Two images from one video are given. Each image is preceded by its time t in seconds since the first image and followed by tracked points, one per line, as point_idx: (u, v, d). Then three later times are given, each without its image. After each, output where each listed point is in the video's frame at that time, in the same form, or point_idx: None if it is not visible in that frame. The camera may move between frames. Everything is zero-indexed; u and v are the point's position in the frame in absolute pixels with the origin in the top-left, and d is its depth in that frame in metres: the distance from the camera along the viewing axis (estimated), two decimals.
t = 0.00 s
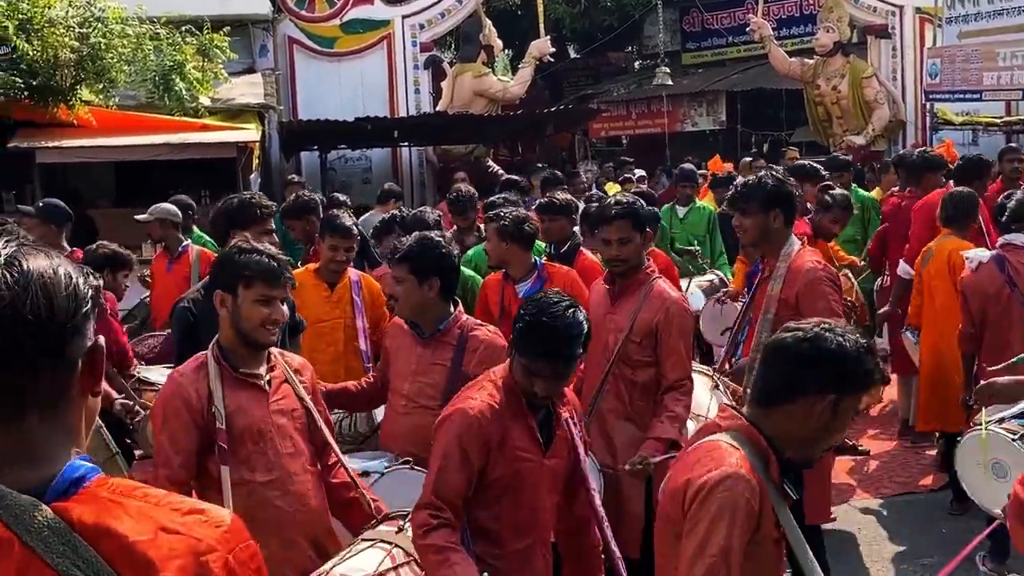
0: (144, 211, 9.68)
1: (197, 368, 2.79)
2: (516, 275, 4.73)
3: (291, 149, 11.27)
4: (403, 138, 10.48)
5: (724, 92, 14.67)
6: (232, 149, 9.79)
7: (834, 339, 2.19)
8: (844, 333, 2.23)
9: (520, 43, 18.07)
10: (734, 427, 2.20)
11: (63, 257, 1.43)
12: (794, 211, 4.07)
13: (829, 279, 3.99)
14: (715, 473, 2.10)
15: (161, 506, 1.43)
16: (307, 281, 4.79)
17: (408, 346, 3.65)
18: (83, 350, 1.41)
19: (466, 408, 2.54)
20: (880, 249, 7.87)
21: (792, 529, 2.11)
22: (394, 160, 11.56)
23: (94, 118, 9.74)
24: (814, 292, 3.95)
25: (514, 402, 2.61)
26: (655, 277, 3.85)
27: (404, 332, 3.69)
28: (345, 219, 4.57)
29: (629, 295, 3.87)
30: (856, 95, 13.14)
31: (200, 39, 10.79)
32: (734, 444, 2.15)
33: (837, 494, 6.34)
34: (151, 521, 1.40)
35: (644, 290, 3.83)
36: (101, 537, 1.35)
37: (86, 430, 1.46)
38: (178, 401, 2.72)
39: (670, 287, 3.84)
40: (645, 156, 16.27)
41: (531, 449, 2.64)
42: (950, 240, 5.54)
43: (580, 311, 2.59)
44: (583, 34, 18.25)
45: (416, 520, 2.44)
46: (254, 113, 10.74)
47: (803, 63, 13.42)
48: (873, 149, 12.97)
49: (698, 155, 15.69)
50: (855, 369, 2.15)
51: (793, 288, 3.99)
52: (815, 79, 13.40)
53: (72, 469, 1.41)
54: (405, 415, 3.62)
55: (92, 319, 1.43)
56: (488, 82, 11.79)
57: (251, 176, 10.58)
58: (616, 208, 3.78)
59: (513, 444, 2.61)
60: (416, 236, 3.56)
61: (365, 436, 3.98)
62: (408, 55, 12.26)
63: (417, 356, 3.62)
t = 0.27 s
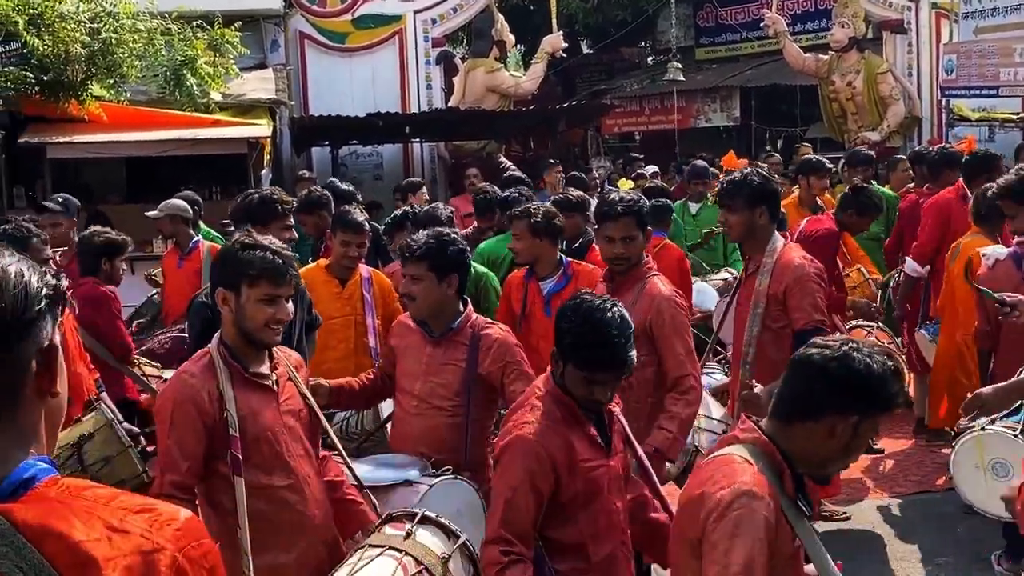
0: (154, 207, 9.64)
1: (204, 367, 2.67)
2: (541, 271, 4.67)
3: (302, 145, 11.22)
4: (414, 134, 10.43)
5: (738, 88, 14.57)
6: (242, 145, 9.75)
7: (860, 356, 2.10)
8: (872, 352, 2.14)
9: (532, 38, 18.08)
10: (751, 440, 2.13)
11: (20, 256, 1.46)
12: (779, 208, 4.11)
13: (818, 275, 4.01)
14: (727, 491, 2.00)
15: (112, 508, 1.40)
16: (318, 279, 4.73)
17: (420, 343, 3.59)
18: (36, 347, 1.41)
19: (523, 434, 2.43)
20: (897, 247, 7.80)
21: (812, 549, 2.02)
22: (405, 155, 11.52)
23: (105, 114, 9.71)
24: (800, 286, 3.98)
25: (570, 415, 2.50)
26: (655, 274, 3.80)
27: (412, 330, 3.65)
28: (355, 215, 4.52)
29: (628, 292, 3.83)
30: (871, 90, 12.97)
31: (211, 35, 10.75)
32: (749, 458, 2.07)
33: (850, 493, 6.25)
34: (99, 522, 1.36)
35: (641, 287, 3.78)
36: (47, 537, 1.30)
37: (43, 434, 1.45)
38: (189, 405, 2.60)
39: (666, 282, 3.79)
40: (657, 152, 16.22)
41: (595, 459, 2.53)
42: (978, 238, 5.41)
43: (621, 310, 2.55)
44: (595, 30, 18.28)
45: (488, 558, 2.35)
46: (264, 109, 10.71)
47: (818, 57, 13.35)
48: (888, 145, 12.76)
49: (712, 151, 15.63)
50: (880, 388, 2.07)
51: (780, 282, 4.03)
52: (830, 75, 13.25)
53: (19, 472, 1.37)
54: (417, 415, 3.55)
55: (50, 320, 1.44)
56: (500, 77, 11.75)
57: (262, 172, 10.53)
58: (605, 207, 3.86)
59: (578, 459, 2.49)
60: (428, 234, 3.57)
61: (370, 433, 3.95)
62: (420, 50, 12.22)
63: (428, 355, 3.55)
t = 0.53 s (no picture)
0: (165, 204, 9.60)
1: (221, 368, 2.55)
2: (570, 270, 4.59)
3: (313, 141, 11.18)
4: (425, 130, 10.36)
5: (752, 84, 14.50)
6: (252, 140, 9.70)
7: (873, 357, 2.03)
8: (887, 349, 2.07)
9: (545, 33, 18.02)
10: (773, 450, 2.05)
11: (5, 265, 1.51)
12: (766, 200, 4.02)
13: (812, 270, 3.92)
14: (747, 503, 1.94)
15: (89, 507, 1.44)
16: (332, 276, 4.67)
17: (421, 346, 3.53)
18: (17, 352, 1.46)
19: (592, 438, 2.36)
20: (913, 245, 7.73)
21: (828, 553, 1.94)
22: (417, 152, 11.46)
23: (116, 110, 9.70)
24: (795, 282, 3.87)
25: (637, 419, 2.44)
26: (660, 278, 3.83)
27: (407, 332, 3.58)
28: (369, 213, 4.45)
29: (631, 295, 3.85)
30: (886, 86, 12.94)
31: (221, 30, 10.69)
32: (769, 467, 2.00)
33: (865, 494, 6.18)
34: (70, 524, 1.39)
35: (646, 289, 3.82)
36: (17, 532, 1.35)
37: (27, 437, 1.49)
38: (213, 410, 2.48)
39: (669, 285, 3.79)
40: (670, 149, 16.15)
41: (658, 465, 2.49)
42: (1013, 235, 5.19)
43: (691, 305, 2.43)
44: (608, 26, 18.25)
45: (565, 566, 2.26)
46: (275, 105, 10.64)
47: (832, 53, 13.32)
48: (903, 142, 12.80)
49: (726, 149, 15.54)
50: (897, 387, 2.00)
51: (774, 277, 3.93)
52: (845, 70, 13.29)
53: None
54: (426, 419, 3.48)
55: (36, 326, 1.49)
56: (511, 73, 11.67)
57: (272, 168, 10.48)
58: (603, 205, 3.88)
59: (642, 465, 2.44)
60: (431, 234, 3.50)
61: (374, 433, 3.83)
62: (432, 46, 12.17)
63: (432, 357, 3.50)
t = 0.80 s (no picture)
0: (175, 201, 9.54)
1: (267, 365, 2.47)
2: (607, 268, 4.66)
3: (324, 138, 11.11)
4: (438, 126, 10.28)
5: (768, 81, 14.43)
6: (263, 137, 9.61)
7: (910, 327, 1.95)
8: (923, 319, 1.99)
9: (559, 29, 17.99)
10: (808, 417, 1.96)
11: (45, 256, 1.32)
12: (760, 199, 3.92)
13: (810, 276, 3.80)
14: (778, 460, 1.88)
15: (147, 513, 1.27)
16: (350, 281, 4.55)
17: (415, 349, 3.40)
18: (57, 352, 1.27)
19: (662, 414, 2.47)
20: (931, 243, 7.64)
21: (859, 527, 1.88)
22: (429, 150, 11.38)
23: (126, 107, 9.60)
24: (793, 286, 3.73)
25: (706, 409, 2.52)
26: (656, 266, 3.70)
27: (399, 335, 3.45)
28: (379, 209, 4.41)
29: (625, 286, 3.70)
30: (903, 83, 12.88)
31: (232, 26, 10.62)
32: (808, 432, 1.92)
33: (886, 495, 6.09)
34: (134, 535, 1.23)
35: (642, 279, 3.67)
36: (66, 541, 1.19)
37: (72, 442, 1.31)
38: (265, 406, 2.41)
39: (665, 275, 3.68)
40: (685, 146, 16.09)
41: (721, 457, 2.55)
42: None
43: (780, 313, 2.47)
44: (622, 22, 18.25)
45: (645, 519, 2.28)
46: (286, 101, 10.57)
47: (850, 50, 13.23)
48: (921, 139, 12.72)
49: (742, 146, 15.46)
50: (933, 355, 1.92)
51: (773, 280, 3.79)
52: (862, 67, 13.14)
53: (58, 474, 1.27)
54: (424, 422, 3.35)
55: (81, 325, 1.31)
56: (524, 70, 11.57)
57: (284, 165, 10.42)
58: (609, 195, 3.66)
59: (706, 451, 2.51)
60: (426, 231, 3.38)
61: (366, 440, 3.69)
62: (444, 42, 12.23)
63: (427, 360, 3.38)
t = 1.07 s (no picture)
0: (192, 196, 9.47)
1: (319, 356, 2.59)
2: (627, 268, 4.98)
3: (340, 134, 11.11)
4: (453, 123, 10.24)
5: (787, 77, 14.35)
6: (279, 134, 9.57)
7: (983, 334, 2.04)
8: (994, 327, 2.07)
9: (576, 25, 17.94)
10: (873, 424, 2.02)
11: (159, 246, 1.36)
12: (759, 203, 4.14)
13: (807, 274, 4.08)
14: (830, 465, 1.93)
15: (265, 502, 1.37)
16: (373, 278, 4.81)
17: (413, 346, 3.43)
18: (175, 342, 1.32)
19: (692, 403, 2.62)
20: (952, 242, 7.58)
21: (910, 541, 1.93)
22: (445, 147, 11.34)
23: (142, 103, 9.57)
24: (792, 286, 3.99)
25: (742, 407, 2.64)
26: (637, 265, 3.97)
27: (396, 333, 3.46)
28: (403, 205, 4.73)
29: (614, 287, 3.94)
30: (923, 80, 12.79)
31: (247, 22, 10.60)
32: (869, 440, 1.97)
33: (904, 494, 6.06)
34: (250, 527, 1.31)
35: (632, 279, 3.92)
36: (197, 534, 1.27)
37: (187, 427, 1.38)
38: (315, 396, 2.54)
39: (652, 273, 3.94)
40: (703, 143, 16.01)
41: (750, 447, 2.69)
42: None
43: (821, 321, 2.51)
44: (640, 18, 18.23)
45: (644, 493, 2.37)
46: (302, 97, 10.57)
47: (869, 47, 13.27)
48: (941, 137, 12.61)
49: (760, 144, 15.38)
50: (1004, 362, 2.00)
51: (774, 279, 4.04)
52: (881, 64, 13.19)
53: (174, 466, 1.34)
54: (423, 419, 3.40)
55: (193, 314, 1.35)
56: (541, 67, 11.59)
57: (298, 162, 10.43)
58: (597, 200, 3.91)
59: (737, 445, 2.66)
60: (425, 228, 3.48)
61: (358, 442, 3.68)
62: (461, 38, 12.24)
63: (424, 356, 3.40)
